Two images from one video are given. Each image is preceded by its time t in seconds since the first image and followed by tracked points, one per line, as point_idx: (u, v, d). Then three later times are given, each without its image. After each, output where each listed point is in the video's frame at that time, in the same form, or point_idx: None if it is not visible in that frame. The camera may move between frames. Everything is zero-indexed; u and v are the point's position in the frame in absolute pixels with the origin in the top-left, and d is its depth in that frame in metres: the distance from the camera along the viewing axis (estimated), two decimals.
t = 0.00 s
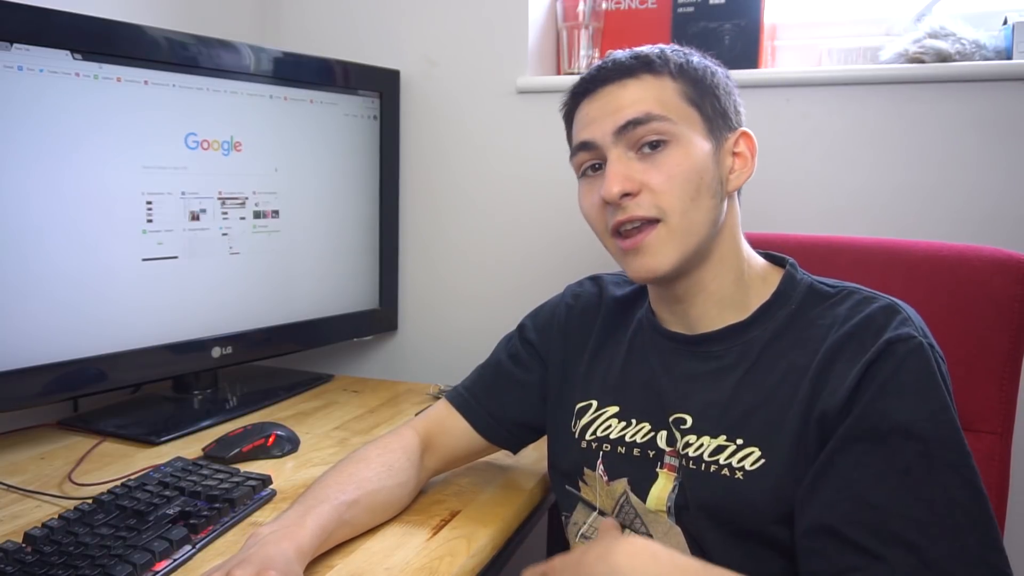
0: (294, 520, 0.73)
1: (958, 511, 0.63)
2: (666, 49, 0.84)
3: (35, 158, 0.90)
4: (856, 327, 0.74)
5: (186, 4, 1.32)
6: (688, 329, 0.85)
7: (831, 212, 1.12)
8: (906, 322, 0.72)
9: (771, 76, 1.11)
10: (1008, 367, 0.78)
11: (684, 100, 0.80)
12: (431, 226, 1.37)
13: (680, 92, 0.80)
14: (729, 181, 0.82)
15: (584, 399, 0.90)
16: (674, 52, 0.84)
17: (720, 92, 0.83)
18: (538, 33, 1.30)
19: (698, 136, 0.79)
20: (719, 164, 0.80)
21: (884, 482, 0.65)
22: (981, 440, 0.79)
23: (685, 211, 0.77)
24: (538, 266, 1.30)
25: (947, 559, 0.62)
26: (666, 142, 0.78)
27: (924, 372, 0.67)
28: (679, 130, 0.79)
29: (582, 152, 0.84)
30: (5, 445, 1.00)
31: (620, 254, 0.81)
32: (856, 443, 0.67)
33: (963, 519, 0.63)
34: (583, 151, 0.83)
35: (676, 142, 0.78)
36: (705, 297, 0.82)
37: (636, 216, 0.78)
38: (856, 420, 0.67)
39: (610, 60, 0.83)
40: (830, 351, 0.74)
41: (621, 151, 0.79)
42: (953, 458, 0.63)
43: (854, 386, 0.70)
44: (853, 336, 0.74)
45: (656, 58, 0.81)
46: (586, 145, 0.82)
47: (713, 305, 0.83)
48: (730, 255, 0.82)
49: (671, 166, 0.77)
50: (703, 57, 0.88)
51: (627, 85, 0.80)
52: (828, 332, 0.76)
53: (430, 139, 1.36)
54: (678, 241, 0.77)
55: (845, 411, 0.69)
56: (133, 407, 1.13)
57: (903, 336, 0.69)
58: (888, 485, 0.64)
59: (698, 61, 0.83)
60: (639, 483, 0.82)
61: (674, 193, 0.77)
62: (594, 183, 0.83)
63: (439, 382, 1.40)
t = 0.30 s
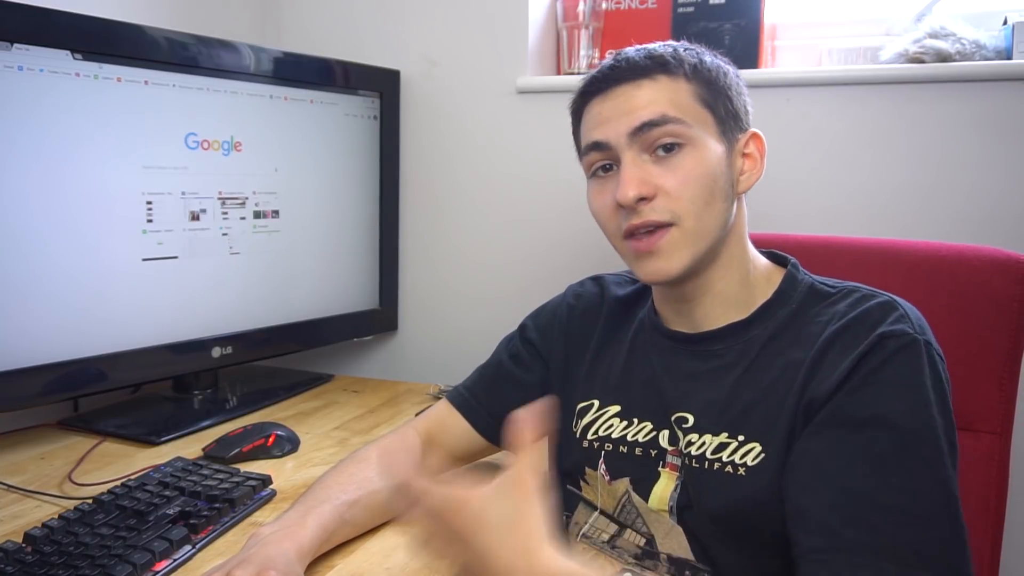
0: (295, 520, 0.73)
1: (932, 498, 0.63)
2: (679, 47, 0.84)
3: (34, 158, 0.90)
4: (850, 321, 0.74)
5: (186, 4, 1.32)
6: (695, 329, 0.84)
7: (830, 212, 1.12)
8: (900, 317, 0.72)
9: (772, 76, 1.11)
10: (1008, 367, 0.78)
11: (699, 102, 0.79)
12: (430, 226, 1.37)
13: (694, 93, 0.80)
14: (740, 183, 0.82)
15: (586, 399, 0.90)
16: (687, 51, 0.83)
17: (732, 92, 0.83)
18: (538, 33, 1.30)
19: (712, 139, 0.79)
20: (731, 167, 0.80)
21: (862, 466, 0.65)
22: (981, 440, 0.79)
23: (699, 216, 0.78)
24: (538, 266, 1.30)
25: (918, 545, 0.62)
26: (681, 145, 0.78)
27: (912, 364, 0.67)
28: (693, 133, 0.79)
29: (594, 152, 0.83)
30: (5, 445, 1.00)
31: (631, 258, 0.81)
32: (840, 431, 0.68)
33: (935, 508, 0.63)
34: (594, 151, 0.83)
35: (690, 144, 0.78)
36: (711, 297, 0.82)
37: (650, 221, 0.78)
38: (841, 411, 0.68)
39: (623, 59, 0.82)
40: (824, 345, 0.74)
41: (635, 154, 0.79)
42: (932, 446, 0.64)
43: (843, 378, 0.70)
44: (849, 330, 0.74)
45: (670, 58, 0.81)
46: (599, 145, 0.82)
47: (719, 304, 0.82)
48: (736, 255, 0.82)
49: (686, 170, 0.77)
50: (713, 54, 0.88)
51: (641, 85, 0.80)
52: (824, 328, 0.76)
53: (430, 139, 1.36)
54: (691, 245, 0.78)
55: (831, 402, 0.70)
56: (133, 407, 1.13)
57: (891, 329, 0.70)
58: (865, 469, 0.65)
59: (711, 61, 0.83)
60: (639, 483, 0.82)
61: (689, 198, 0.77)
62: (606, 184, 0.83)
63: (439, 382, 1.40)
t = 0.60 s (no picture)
0: (295, 521, 0.73)
1: (898, 500, 0.61)
2: (674, 51, 0.83)
3: (35, 159, 0.90)
4: (841, 317, 0.74)
5: (186, 4, 1.32)
6: (691, 332, 0.84)
7: (831, 212, 1.12)
8: (889, 314, 0.71)
9: (772, 75, 1.11)
10: (1008, 367, 0.78)
11: (697, 106, 0.79)
12: (430, 226, 1.37)
13: (693, 98, 0.79)
14: (739, 187, 0.82)
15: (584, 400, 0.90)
16: (682, 54, 0.83)
17: (727, 96, 0.83)
18: (538, 33, 1.30)
19: (712, 144, 0.78)
20: (730, 171, 0.80)
21: (835, 456, 0.63)
22: (981, 440, 0.79)
23: (700, 223, 0.76)
24: (538, 266, 1.30)
25: (880, 544, 0.60)
26: (681, 151, 0.77)
27: (895, 361, 0.67)
28: (693, 138, 0.77)
29: (590, 159, 0.81)
30: (5, 445, 1.00)
31: (632, 267, 0.79)
32: (815, 423, 0.67)
33: (900, 511, 0.61)
34: (591, 157, 0.81)
35: (690, 150, 0.77)
36: (710, 303, 0.82)
37: (652, 231, 0.76)
38: (818, 400, 0.68)
39: (620, 62, 0.81)
40: (811, 341, 0.74)
41: (635, 161, 0.78)
42: (905, 445, 0.62)
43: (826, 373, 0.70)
44: (837, 327, 0.73)
45: (668, 62, 0.80)
46: (596, 152, 0.80)
47: (717, 312, 0.82)
48: (734, 260, 0.81)
49: (687, 177, 0.76)
50: (707, 55, 0.87)
51: (639, 90, 0.78)
52: (812, 327, 0.76)
53: (430, 139, 1.36)
54: (693, 254, 0.77)
55: (811, 394, 0.69)
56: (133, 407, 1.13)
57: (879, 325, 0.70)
58: (836, 458, 0.63)
59: (706, 64, 0.83)
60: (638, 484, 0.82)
61: (690, 206, 0.76)
62: (604, 192, 0.81)
63: (439, 382, 1.40)
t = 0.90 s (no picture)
0: (295, 522, 0.72)
1: (858, 451, 0.61)
2: (669, 75, 0.81)
3: (35, 159, 0.90)
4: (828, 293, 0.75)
5: (186, 4, 1.32)
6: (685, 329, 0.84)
7: (830, 212, 1.12)
8: (874, 293, 0.73)
9: (772, 75, 1.11)
10: (1009, 367, 0.78)
11: (701, 135, 0.78)
12: (430, 226, 1.38)
13: (697, 127, 0.78)
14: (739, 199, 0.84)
15: (582, 400, 0.90)
16: (677, 77, 0.81)
17: (721, 112, 0.83)
18: (538, 33, 1.30)
19: (718, 169, 0.78)
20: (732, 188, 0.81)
21: (808, 410, 0.64)
22: (982, 440, 0.79)
23: (714, 254, 0.78)
24: (537, 266, 1.30)
25: (842, 507, 0.59)
26: (694, 185, 0.76)
27: (876, 332, 0.68)
28: (702, 169, 0.77)
29: (597, 197, 0.79)
30: (5, 445, 1.00)
31: (649, 303, 0.80)
32: (793, 383, 0.68)
33: (865, 479, 0.61)
34: (597, 196, 0.79)
35: (700, 182, 0.76)
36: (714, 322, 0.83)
37: (672, 271, 0.77)
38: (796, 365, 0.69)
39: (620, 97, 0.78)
40: (796, 319, 0.75)
41: (648, 200, 0.76)
42: (875, 411, 0.63)
43: (807, 341, 0.71)
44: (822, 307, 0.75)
45: (671, 93, 0.78)
46: (604, 191, 0.78)
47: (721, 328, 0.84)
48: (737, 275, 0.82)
49: (702, 211, 0.76)
50: (694, 65, 0.86)
51: (646, 126, 0.76)
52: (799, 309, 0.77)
53: (430, 139, 1.36)
54: (710, 286, 0.78)
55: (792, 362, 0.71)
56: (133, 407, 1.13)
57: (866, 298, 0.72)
58: (809, 412, 0.63)
59: (700, 85, 0.82)
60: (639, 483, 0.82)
61: (705, 239, 0.77)
62: (614, 231, 0.79)
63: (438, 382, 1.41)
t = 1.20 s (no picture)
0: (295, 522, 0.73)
1: (861, 460, 0.61)
2: (657, 65, 0.82)
3: (35, 159, 0.90)
4: (837, 297, 0.74)
5: (186, 4, 1.32)
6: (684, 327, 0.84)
7: (831, 212, 1.12)
8: (878, 299, 0.73)
9: (772, 75, 1.11)
10: (1008, 366, 0.78)
11: (688, 123, 0.78)
12: (429, 226, 1.38)
13: (684, 115, 0.78)
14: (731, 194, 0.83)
15: (579, 400, 0.90)
16: (665, 67, 0.82)
17: (712, 103, 0.84)
18: (538, 33, 1.30)
19: (706, 159, 0.78)
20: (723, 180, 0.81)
21: (809, 414, 0.64)
22: (981, 440, 0.79)
23: (703, 242, 0.77)
24: (537, 266, 1.30)
25: (843, 514, 0.59)
26: (680, 171, 0.76)
27: (881, 340, 0.68)
28: (689, 156, 0.77)
29: (584, 184, 0.80)
30: (5, 445, 1.00)
31: (637, 291, 0.80)
32: (797, 388, 0.67)
33: (861, 488, 0.61)
34: (584, 183, 0.79)
35: (686, 169, 0.76)
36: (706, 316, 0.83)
37: (657, 257, 0.77)
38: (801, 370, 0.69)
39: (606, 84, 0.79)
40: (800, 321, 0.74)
41: (634, 186, 0.77)
42: (875, 420, 0.64)
43: (812, 344, 0.71)
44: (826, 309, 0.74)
45: (657, 80, 0.79)
46: (590, 177, 0.78)
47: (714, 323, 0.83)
48: (728, 270, 0.82)
49: (688, 198, 0.76)
50: (685, 59, 0.87)
51: (631, 113, 0.77)
52: (801, 311, 0.76)
53: (430, 138, 1.36)
54: (698, 275, 0.78)
55: (795, 366, 0.70)
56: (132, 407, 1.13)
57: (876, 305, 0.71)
58: (813, 418, 0.63)
59: (689, 76, 0.82)
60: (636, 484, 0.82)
61: (693, 226, 0.76)
62: (601, 218, 0.80)
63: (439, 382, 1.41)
